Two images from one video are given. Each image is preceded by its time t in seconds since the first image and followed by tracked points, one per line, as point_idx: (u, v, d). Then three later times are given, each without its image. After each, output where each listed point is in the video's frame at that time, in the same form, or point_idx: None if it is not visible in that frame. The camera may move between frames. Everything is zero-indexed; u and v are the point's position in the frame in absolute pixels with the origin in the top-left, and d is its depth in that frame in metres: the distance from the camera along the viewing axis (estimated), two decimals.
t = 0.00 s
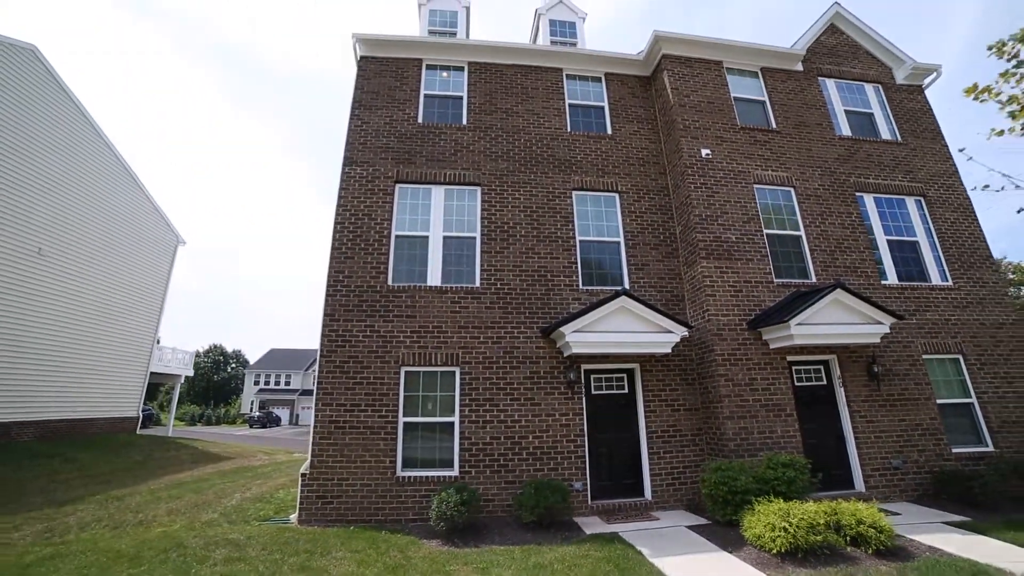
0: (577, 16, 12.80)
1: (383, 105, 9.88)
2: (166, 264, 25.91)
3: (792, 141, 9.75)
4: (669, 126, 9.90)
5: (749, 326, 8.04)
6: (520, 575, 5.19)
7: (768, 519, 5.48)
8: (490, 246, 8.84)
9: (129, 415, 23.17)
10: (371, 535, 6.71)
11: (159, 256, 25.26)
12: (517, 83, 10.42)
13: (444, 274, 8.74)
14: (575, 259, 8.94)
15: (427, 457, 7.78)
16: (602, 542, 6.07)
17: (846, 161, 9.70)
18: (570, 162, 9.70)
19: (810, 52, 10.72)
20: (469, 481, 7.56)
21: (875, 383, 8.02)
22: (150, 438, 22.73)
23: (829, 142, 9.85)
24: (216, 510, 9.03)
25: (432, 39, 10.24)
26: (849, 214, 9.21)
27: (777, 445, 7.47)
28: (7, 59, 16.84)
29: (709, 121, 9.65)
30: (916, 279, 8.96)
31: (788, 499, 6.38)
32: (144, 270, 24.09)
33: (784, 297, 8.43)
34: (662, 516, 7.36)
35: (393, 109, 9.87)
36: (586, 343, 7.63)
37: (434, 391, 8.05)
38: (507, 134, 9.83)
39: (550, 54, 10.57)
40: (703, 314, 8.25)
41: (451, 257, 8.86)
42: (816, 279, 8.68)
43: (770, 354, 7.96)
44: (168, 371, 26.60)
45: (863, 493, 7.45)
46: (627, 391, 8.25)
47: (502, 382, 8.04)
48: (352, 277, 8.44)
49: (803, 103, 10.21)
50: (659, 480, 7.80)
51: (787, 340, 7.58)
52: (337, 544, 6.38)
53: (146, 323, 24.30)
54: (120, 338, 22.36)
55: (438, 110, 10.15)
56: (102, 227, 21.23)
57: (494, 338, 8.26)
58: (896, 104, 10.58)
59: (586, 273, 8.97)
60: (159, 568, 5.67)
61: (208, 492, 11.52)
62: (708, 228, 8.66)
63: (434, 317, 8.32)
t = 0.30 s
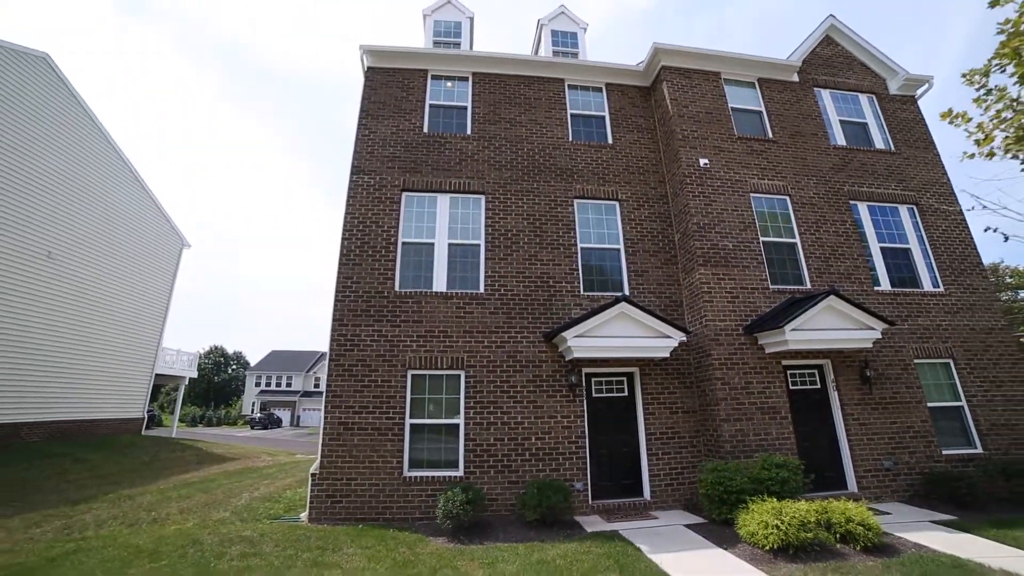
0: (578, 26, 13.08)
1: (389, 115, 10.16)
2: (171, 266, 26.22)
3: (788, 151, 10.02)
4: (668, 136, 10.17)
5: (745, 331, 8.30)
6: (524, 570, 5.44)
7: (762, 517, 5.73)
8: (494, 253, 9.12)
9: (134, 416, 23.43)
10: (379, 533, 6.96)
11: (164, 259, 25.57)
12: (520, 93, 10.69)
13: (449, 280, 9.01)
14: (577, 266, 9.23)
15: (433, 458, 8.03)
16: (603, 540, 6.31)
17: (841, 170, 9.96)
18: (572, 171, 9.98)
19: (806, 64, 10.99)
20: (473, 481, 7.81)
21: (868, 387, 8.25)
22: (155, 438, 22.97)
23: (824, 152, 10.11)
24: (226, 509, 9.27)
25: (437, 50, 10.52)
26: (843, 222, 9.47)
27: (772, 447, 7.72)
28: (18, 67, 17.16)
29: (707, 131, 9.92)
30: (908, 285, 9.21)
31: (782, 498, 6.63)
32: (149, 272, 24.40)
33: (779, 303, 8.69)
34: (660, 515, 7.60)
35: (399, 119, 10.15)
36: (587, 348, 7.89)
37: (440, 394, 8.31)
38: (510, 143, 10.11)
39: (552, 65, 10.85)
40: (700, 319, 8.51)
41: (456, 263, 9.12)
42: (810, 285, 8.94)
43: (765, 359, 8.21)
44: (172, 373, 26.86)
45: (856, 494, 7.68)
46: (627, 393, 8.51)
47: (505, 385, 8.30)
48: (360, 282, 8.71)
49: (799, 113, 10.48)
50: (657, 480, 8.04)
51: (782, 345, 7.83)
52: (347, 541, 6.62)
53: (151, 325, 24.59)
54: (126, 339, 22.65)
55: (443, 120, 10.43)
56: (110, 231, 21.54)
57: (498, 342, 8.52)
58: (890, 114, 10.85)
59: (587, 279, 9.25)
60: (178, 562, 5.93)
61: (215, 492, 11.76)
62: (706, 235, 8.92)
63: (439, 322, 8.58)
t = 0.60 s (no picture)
0: (580, 32, 13.32)
1: (395, 120, 10.39)
2: (174, 264, 26.45)
3: (783, 157, 10.28)
4: (667, 142, 10.43)
5: (740, 333, 8.58)
6: (526, 559, 5.71)
7: (753, 511, 6.03)
8: (497, 256, 9.38)
9: (138, 412, 23.67)
10: (386, 526, 7.24)
11: (168, 257, 25.83)
12: (523, 99, 10.94)
13: (454, 282, 9.27)
14: (577, 269, 9.51)
15: (437, 454, 8.30)
16: (601, 533, 6.60)
17: (835, 177, 10.23)
18: (573, 176, 10.25)
19: (802, 72, 11.26)
20: (476, 477, 8.08)
21: (858, 388, 8.53)
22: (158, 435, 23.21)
23: (819, 159, 10.38)
24: (236, 503, 9.55)
25: (443, 56, 10.75)
26: (836, 228, 9.75)
27: (764, 445, 8.00)
28: (27, 68, 17.38)
29: (705, 138, 10.18)
30: (898, 289, 9.50)
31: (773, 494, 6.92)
32: (153, 270, 24.62)
33: (773, 306, 8.98)
34: (656, 510, 7.89)
35: (405, 124, 10.39)
36: (588, 348, 8.16)
37: (444, 393, 8.59)
38: (513, 149, 10.36)
39: (554, 72, 11.09)
40: (697, 321, 8.79)
41: (460, 266, 9.39)
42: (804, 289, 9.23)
43: (759, 360, 8.49)
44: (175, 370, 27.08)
45: (845, 491, 7.98)
46: (625, 393, 8.80)
47: (508, 384, 8.57)
48: (367, 284, 8.96)
49: (795, 120, 10.74)
50: (654, 477, 8.33)
51: (775, 347, 8.11)
52: (356, 533, 6.90)
53: (155, 322, 24.80)
54: (130, 336, 22.87)
55: (447, 125, 10.67)
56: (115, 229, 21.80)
57: (500, 342, 8.80)
58: (883, 122, 11.13)
59: (588, 282, 9.54)
60: (196, 553, 6.20)
61: (223, 487, 12.03)
62: (703, 239, 9.19)
63: (444, 322, 8.85)
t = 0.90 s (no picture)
0: (580, 38, 13.57)
1: (399, 125, 10.62)
2: (176, 263, 26.64)
3: (778, 163, 10.56)
4: (665, 148, 10.70)
5: (734, 334, 8.86)
6: (528, 551, 6.00)
7: (744, 505, 6.31)
8: (499, 259, 9.65)
9: (140, 410, 23.88)
10: (393, 520, 7.52)
11: (170, 256, 26.05)
12: (525, 105, 11.19)
13: (457, 285, 9.53)
14: (577, 272, 9.78)
15: (441, 452, 8.57)
16: (600, 526, 6.89)
17: (828, 182, 10.51)
18: (573, 181, 10.51)
19: (797, 79, 11.53)
20: (479, 473, 8.36)
21: (848, 387, 8.81)
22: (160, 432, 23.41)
23: (812, 164, 10.66)
24: (244, 499, 9.80)
25: (446, 62, 10.98)
26: (828, 232, 10.04)
27: (757, 443, 8.29)
28: (31, 70, 17.55)
29: (701, 144, 10.45)
30: (888, 292, 9.80)
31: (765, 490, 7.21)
32: (155, 269, 24.80)
33: (767, 309, 9.26)
34: (652, 505, 8.18)
35: (409, 129, 10.63)
36: (587, 349, 8.43)
37: (447, 392, 8.86)
38: (515, 154, 10.61)
39: (555, 78, 11.34)
40: (692, 323, 9.07)
41: (463, 268, 9.65)
42: (797, 292, 9.51)
43: (753, 361, 8.77)
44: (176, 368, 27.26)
45: (834, 487, 8.27)
46: (623, 392, 9.08)
47: (510, 384, 8.84)
48: (373, 286, 9.21)
49: (790, 127, 11.02)
50: (651, 473, 8.62)
51: (768, 348, 8.40)
52: (364, 527, 7.17)
53: (157, 321, 25.00)
54: (132, 335, 23.07)
55: (450, 130, 10.91)
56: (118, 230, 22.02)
57: (502, 343, 9.06)
58: (876, 128, 11.42)
59: (587, 284, 9.81)
60: (211, 545, 6.46)
61: (230, 483, 12.29)
62: (699, 243, 9.47)
63: (447, 324, 9.11)
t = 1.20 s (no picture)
0: (580, 41, 13.78)
1: (404, 127, 10.84)
2: (178, 260, 26.86)
3: (774, 165, 10.81)
4: (663, 150, 10.94)
5: (730, 333, 9.14)
6: (530, 540, 6.29)
7: (736, 498, 6.60)
8: (501, 260, 9.91)
9: (144, 406, 24.15)
10: (400, 512, 7.80)
11: (173, 254, 26.28)
12: (526, 107, 11.41)
13: (460, 284, 9.79)
14: (577, 272, 10.04)
15: (445, 447, 8.84)
16: (599, 517, 7.18)
17: (822, 185, 10.77)
18: (574, 182, 10.76)
19: (793, 83, 11.77)
20: (482, 467, 8.64)
21: (840, 385, 9.10)
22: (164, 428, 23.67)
23: (807, 167, 10.91)
24: (253, 492, 10.08)
25: (449, 66, 11.17)
26: (822, 234, 10.30)
27: (751, 438, 8.58)
28: (36, 70, 17.70)
29: (699, 147, 10.69)
30: (879, 292, 10.08)
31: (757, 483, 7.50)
32: (158, 266, 25.03)
33: (761, 308, 9.54)
34: (649, 498, 8.47)
35: (413, 132, 10.84)
36: (587, 348, 8.70)
37: (451, 389, 9.13)
38: (517, 156, 10.85)
39: (556, 81, 11.56)
40: (689, 322, 9.35)
41: (467, 268, 9.91)
42: (790, 292, 9.79)
43: (747, 359, 9.05)
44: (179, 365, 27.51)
45: (825, 481, 8.57)
46: (621, 389, 9.36)
47: (512, 381, 9.11)
48: (378, 286, 9.46)
49: (785, 130, 11.26)
50: (648, 468, 8.92)
51: (762, 347, 8.67)
52: (373, 519, 7.46)
53: (160, 318, 25.23)
54: (136, 332, 23.31)
55: (453, 132, 11.12)
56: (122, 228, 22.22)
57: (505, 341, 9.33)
58: (869, 131, 11.68)
59: (587, 284, 10.07)
60: (226, 536, 6.74)
61: (237, 477, 12.57)
62: (696, 244, 9.73)
63: (451, 323, 9.37)
